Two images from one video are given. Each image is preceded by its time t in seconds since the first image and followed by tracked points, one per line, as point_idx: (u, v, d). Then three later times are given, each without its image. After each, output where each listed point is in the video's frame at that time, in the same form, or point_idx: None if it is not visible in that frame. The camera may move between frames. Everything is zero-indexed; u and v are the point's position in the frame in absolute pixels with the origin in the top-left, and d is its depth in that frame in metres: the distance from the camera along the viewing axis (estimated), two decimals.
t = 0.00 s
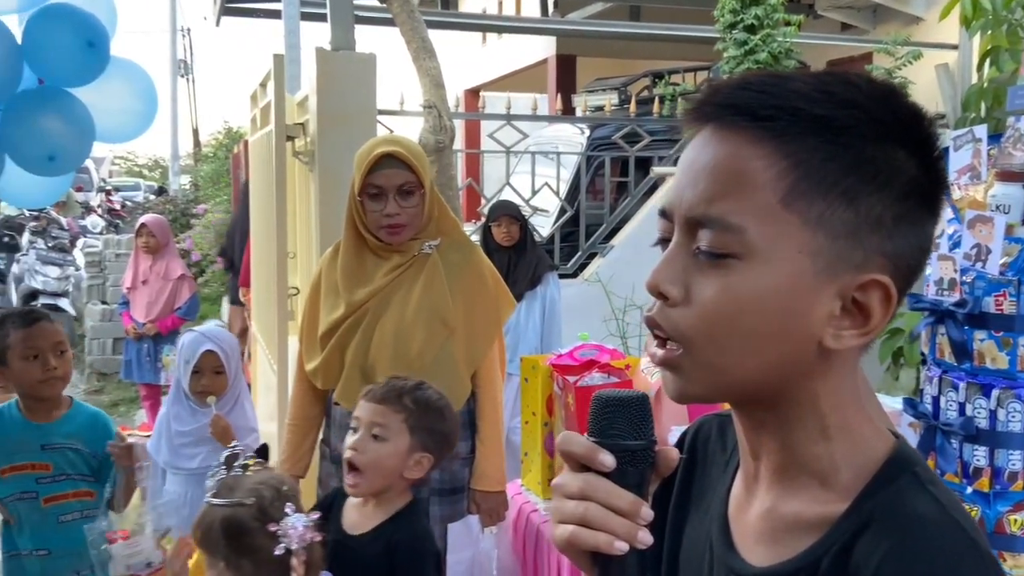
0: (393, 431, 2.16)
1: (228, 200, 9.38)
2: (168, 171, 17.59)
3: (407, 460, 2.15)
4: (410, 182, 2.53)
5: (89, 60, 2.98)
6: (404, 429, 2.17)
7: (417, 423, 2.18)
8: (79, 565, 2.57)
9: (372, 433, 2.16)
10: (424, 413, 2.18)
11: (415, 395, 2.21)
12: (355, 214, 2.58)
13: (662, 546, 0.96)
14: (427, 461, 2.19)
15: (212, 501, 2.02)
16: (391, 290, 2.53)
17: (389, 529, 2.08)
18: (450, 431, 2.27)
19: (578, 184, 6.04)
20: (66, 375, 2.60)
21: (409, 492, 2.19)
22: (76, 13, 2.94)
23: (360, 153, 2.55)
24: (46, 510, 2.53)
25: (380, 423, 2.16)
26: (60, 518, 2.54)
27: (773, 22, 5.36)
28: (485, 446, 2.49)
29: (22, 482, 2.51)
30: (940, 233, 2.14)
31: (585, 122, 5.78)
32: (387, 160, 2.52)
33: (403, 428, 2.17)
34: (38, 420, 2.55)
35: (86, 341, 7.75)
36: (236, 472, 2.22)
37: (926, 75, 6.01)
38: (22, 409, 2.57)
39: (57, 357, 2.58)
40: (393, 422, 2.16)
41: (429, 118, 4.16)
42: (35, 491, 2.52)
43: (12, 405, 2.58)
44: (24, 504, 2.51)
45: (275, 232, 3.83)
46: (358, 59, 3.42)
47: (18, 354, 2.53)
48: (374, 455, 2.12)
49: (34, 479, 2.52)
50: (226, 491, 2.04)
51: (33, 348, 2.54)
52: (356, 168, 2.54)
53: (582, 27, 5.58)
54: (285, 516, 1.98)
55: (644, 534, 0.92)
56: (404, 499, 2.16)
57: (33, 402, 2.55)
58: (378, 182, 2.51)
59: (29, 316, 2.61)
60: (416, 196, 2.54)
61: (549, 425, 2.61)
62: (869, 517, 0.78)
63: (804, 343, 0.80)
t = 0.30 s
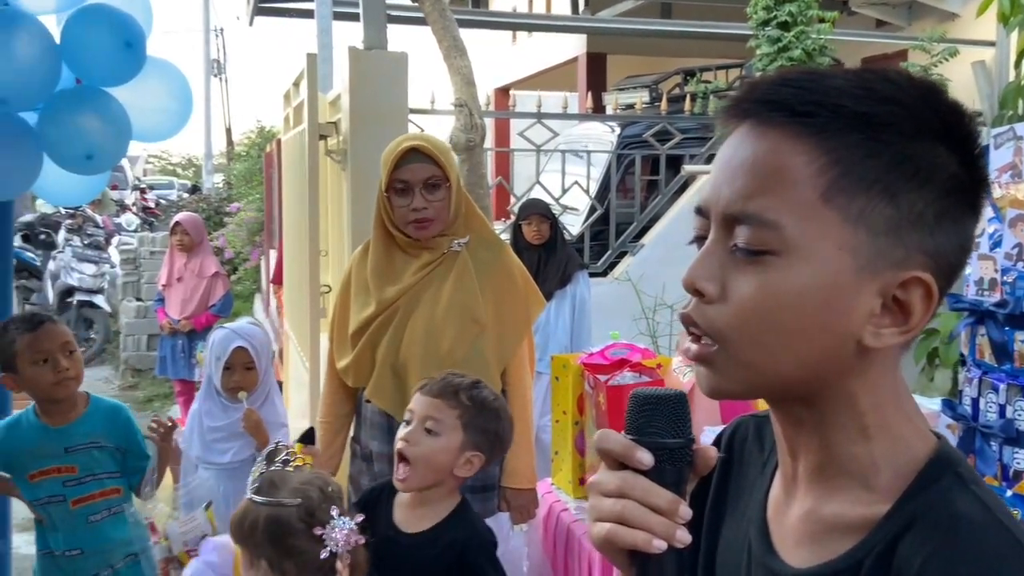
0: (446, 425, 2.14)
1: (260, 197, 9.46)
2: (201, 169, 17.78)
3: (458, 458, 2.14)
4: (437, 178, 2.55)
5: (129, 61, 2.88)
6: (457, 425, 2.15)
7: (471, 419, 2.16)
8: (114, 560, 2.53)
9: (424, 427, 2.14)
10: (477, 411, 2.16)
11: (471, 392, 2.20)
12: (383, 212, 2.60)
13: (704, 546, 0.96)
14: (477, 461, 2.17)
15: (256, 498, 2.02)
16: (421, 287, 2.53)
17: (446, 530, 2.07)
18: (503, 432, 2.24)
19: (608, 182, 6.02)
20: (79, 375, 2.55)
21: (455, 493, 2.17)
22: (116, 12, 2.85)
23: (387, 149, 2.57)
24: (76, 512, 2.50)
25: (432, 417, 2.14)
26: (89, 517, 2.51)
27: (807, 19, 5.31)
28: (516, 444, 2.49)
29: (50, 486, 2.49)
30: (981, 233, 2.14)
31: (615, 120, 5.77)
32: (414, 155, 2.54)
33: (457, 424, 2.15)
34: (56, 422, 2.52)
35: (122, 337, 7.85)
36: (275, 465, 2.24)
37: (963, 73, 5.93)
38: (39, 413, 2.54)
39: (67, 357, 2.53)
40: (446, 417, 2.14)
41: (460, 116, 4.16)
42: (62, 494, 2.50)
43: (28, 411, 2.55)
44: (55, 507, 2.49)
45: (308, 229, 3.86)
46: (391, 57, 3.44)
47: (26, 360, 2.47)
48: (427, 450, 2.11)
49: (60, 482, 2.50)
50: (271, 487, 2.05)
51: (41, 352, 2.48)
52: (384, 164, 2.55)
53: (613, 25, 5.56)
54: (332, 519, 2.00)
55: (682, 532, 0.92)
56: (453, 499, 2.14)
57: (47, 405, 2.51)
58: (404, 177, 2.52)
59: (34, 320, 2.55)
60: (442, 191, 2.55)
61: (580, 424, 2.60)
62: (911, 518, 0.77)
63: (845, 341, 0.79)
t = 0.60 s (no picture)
0: (453, 411, 2.15)
1: (291, 196, 9.52)
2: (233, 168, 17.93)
3: (463, 444, 2.14)
4: (462, 172, 2.55)
5: (163, 61, 2.87)
6: (465, 410, 2.16)
7: (475, 406, 2.17)
8: (164, 552, 2.57)
9: (432, 413, 2.16)
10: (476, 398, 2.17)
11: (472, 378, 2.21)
12: (410, 209, 2.60)
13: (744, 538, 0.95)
14: (484, 446, 2.17)
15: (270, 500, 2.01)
16: (451, 284, 2.54)
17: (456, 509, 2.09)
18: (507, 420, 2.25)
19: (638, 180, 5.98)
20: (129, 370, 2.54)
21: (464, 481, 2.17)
22: (151, 13, 2.85)
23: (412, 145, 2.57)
24: (132, 502, 2.52)
25: (439, 404, 2.16)
26: (145, 507, 2.54)
27: (842, 16, 5.29)
28: (545, 441, 2.48)
29: (107, 477, 2.50)
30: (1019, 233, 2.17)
31: (645, 118, 5.75)
32: (438, 150, 2.55)
33: (463, 409, 2.16)
34: (110, 416, 2.52)
35: (155, 334, 7.94)
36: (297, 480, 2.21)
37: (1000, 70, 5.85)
38: (92, 407, 2.53)
39: (116, 355, 2.51)
40: (452, 404, 2.16)
41: (491, 115, 4.16)
42: (120, 484, 2.50)
43: (80, 406, 2.54)
44: (111, 498, 2.49)
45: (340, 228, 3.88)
46: (424, 55, 3.45)
47: (76, 360, 2.46)
48: (432, 435, 2.12)
49: (119, 473, 2.51)
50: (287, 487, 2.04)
51: (89, 352, 2.47)
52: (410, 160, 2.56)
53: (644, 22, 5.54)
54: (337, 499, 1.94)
55: (720, 528, 0.91)
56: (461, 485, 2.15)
57: (100, 400, 2.51)
58: (430, 172, 2.53)
59: (79, 319, 2.53)
60: (469, 185, 2.55)
61: (610, 424, 2.60)
62: (951, 515, 0.76)
63: (884, 336, 0.78)
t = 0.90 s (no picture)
0: (446, 416, 2.18)
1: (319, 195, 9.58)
2: (261, 166, 18.09)
3: (460, 443, 2.17)
4: (488, 169, 2.55)
5: (196, 61, 2.89)
6: (452, 409, 2.19)
7: (468, 405, 2.19)
8: (192, 552, 2.54)
9: (426, 418, 2.20)
10: (469, 398, 2.19)
11: (463, 380, 2.23)
12: (437, 206, 2.61)
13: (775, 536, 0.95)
14: (481, 444, 2.19)
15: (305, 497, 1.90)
16: (478, 282, 2.54)
17: (455, 503, 2.13)
18: (503, 415, 2.27)
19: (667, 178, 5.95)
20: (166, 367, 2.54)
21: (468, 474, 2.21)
22: (183, 13, 2.87)
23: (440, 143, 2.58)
24: (163, 498, 2.50)
25: (432, 409, 2.19)
26: (174, 505, 2.51)
27: (874, 13, 5.21)
28: (572, 439, 2.48)
29: (138, 473, 2.48)
30: None
31: (673, 116, 5.72)
32: (464, 147, 2.55)
33: (455, 411, 2.18)
34: (145, 412, 2.52)
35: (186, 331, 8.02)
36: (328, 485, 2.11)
37: None
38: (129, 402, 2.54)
39: (156, 350, 2.52)
40: (445, 409, 2.19)
41: (519, 114, 4.17)
42: (150, 481, 2.49)
43: (118, 400, 2.55)
44: (141, 495, 2.48)
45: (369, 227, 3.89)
46: (453, 55, 3.46)
47: (117, 352, 2.48)
48: (425, 439, 2.16)
49: (150, 469, 2.49)
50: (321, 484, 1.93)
51: (130, 344, 2.49)
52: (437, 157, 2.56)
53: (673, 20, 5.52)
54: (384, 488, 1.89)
55: (758, 524, 0.92)
56: (463, 480, 2.18)
57: (137, 395, 2.52)
58: (456, 169, 2.54)
59: (124, 312, 2.56)
60: (495, 181, 2.55)
61: (640, 423, 2.59)
62: (990, 513, 0.75)
63: (923, 333, 0.77)
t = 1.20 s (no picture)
0: (466, 417, 2.19)
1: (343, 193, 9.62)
2: (285, 165, 18.21)
3: (481, 442, 2.18)
4: (512, 167, 2.54)
5: (223, 60, 2.91)
6: (473, 409, 2.19)
7: (490, 406, 2.19)
8: (205, 551, 2.53)
9: (448, 418, 2.21)
10: (492, 398, 2.19)
11: (484, 380, 2.22)
12: (461, 204, 2.61)
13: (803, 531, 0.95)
14: (502, 443, 2.20)
15: (371, 483, 1.81)
16: (501, 280, 2.53)
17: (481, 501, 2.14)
18: (526, 414, 2.27)
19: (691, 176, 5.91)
20: (180, 369, 2.51)
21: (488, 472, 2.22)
22: (210, 12, 2.89)
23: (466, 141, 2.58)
24: (178, 498, 2.49)
25: (454, 410, 2.21)
26: (190, 505, 2.51)
27: (901, 10, 5.16)
28: (595, 437, 2.47)
29: (154, 472, 2.48)
30: None
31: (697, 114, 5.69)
32: (489, 145, 2.55)
33: (476, 413, 2.19)
34: (165, 411, 2.51)
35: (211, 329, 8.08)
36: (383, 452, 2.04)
37: None
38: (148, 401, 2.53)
39: (167, 353, 2.48)
40: (466, 410, 2.20)
41: (543, 112, 4.17)
42: (166, 480, 2.48)
43: (137, 398, 2.54)
44: (157, 493, 2.47)
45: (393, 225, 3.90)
46: (477, 54, 3.46)
47: (128, 356, 2.45)
48: (447, 439, 2.19)
49: (166, 469, 2.49)
50: (383, 469, 1.85)
51: (141, 347, 2.45)
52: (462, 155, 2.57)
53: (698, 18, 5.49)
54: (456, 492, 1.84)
55: (798, 519, 0.91)
56: (485, 478, 2.19)
57: (154, 396, 2.50)
58: (480, 167, 2.54)
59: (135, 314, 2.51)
60: (519, 179, 2.55)
61: (665, 422, 2.58)
62: None
63: (963, 330, 0.76)
